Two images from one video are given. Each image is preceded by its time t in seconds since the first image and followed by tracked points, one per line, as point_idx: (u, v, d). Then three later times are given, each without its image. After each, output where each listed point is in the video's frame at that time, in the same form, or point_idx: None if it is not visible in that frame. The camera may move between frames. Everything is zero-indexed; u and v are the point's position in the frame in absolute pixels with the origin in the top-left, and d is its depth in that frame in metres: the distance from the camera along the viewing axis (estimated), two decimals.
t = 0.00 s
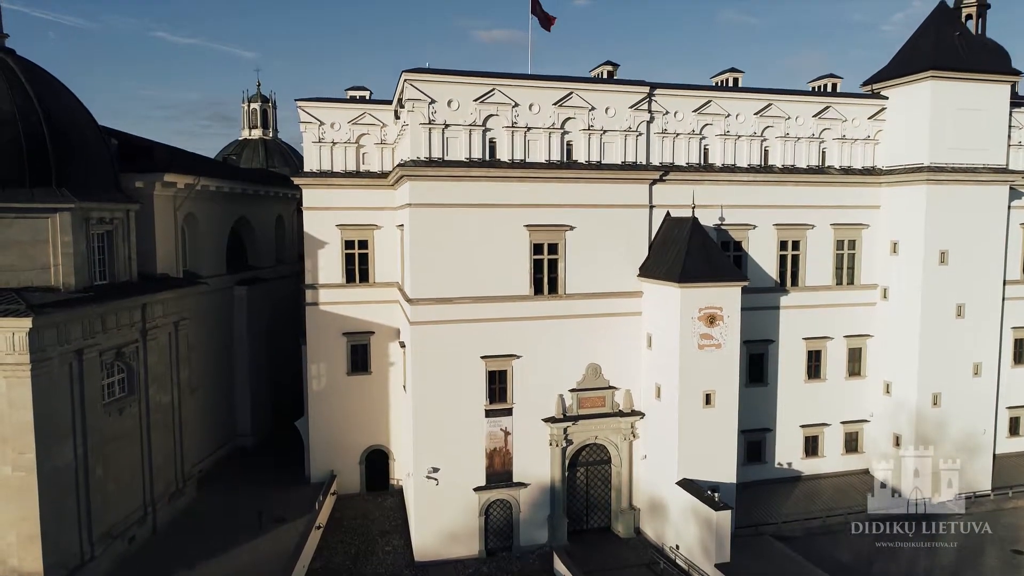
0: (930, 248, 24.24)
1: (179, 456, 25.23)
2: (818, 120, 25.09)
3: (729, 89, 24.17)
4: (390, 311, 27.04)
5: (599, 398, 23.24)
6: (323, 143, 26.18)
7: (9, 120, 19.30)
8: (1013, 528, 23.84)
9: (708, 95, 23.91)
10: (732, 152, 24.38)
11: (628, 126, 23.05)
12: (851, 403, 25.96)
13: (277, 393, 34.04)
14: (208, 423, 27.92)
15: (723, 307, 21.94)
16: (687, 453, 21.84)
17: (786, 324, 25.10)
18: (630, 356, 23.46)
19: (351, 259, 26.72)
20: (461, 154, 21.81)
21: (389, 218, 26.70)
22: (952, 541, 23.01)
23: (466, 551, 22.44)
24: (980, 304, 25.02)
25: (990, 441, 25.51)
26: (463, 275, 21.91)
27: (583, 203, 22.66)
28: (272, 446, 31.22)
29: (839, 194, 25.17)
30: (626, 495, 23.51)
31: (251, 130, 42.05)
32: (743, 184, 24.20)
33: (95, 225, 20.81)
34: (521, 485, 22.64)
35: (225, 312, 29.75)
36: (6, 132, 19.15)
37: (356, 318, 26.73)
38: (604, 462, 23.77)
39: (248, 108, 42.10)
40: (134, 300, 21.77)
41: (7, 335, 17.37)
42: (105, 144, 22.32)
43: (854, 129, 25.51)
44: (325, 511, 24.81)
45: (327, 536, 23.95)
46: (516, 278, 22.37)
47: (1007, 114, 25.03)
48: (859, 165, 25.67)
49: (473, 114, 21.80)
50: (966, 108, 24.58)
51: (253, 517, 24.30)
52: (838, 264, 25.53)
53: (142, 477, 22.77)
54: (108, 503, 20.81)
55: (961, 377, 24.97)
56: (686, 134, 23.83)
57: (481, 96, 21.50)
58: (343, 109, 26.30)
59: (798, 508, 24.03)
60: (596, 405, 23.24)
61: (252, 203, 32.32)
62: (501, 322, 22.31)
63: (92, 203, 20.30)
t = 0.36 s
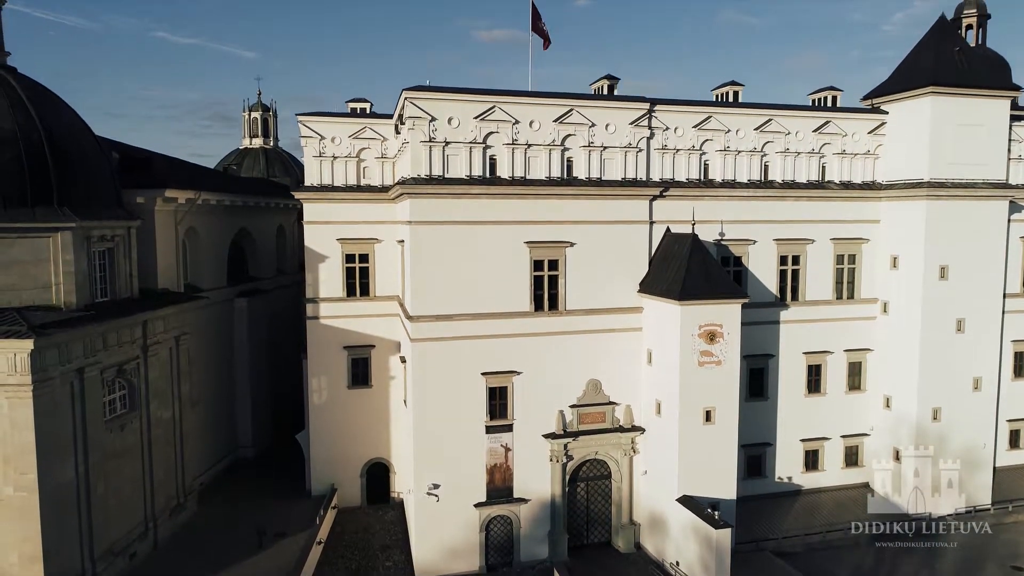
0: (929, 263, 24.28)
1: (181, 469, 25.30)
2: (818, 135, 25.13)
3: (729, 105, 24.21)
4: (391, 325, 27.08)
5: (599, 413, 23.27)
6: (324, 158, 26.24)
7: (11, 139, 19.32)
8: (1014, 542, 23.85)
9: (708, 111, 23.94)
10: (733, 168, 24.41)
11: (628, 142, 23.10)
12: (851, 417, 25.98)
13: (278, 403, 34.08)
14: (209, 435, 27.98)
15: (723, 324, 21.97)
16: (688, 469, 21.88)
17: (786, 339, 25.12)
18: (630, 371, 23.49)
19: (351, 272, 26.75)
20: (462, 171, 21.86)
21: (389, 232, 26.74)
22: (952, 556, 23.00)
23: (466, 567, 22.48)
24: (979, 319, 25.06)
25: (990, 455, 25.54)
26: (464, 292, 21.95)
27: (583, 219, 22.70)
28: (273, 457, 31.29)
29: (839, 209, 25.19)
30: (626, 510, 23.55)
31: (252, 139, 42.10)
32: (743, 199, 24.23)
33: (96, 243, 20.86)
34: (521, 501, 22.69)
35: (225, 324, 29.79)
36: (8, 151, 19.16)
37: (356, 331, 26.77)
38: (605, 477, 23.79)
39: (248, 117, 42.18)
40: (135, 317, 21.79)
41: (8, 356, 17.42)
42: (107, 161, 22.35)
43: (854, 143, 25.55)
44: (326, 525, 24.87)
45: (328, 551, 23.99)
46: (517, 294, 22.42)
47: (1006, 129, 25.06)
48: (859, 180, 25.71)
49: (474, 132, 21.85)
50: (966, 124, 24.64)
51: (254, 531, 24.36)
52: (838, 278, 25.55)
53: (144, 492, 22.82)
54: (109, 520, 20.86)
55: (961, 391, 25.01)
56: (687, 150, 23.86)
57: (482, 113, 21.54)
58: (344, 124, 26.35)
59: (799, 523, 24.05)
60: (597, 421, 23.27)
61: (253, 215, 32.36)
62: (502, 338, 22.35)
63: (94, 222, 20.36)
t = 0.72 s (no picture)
0: (929, 278, 24.33)
1: (182, 483, 25.36)
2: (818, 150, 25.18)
3: (729, 121, 24.26)
4: (391, 338, 27.13)
5: (599, 429, 23.32)
6: (324, 172, 26.30)
7: (12, 159, 19.35)
8: (1015, 557, 23.84)
9: (708, 127, 23.99)
10: (732, 183, 24.47)
11: (628, 158, 23.16)
12: (852, 430, 26.02)
13: (278, 414, 34.13)
14: (210, 448, 28.05)
15: (723, 340, 22.03)
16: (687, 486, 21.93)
17: (785, 353, 25.16)
18: (630, 387, 23.53)
19: (352, 286, 26.79)
20: (462, 188, 21.92)
21: (390, 246, 26.78)
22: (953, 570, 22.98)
23: None
24: (979, 334, 25.12)
25: (990, 469, 25.57)
26: (464, 309, 22.01)
27: (582, 235, 22.75)
28: (274, 468, 31.37)
29: (839, 223, 25.22)
30: (626, 525, 23.58)
31: (253, 147, 42.15)
32: (743, 215, 24.27)
33: (98, 260, 20.95)
34: (521, 517, 22.73)
35: (226, 337, 29.85)
36: (9, 170, 19.21)
37: (357, 344, 26.82)
38: (605, 491, 23.80)
39: (249, 126, 42.23)
40: (137, 333, 21.85)
41: (10, 377, 17.47)
42: (106, 177, 22.39)
43: (853, 158, 25.60)
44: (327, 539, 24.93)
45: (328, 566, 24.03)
46: (517, 311, 22.47)
47: (1006, 144, 25.09)
48: (859, 194, 25.76)
49: (474, 149, 21.91)
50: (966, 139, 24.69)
51: (255, 545, 24.41)
52: (838, 292, 25.59)
53: (145, 508, 22.88)
54: (111, 537, 20.92)
55: (960, 406, 25.07)
56: (687, 165, 23.91)
57: (482, 131, 21.61)
58: (344, 138, 26.41)
59: (799, 537, 24.07)
60: (597, 437, 23.32)
61: (254, 227, 32.41)
62: (502, 354, 22.40)
63: (94, 240, 20.43)
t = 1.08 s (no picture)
0: (929, 293, 24.38)
1: (183, 497, 25.43)
2: (818, 165, 25.25)
3: (728, 137, 24.33)
4: (391, 351, 27.19)
5: (600, 444, 23.36)
6: (325, 186, 26.39)
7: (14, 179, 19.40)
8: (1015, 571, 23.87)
9: (708, 142, 24.06)
10: (733, 198, 24.54)
11: (628, 175, 23.23)
12: (852, 444, 26.08)
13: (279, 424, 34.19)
14: (211, 461, 28.11)
15: (723, 357, 22.08)
16: (687, 502, 21.98)
17: (785, 367, 25.20)
18: (631, 402, 23.58)
19: (352, 300, 26.85)
20: (463, 206, 21.99)
21: (390, 260, 26.84)
22: None
23: None
24: (978, 349, 25.17)
25: (990, 482, 25.68)
26: (465, 326, 22.07)
27: (583, 252, 22.80)
28: (275, 479, 31.45)
29: (839, 238, 25.27)
30: (626, 541, 23.56)
31: (254, 156, 42.23)
32: (743, 230, 24.32)
33: (100, 278, 21.02)
34: (521, 532, 22.78)
35: (227, 349, 29.92)
36: (12, 191, 19.24)
37: (357, 358, 26.87)
38: (605, 506, 23.76)
39: (250, 135, 42.31)
40: (138, 350, 21.91)
41: (12, 397, 17.54)
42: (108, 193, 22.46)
43: (853, 172, 25.67)
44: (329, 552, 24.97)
45: None
46: (517, 327, 22.53)
47: (1007, 159, 25.13)
48: (859, 209, 25.83)
49: (474, 166, 21.99)
50: (966, 155, 24.73)
51: (256, 559, 24.47)
52: (837, 306, 25.63)
53: (147, 524, 22.96)
54: (113, 554, 20.97)
55: (960, 421, 25.12)
56: (687, 181, 23.98)
57: (483, 148, 21.68)
58: (345, 152, 26.49)
59: (799, 551, 24.09)
60: (597, 452, 23.36)
61: (255, 238, 32.48)
62: (503, 371, 22.45)
63: (96, 258, 20.49)
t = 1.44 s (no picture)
0: (929, 309, 24.41)
1: (185, 511, 25.51)
2: (818, 180, 25.33)
3: (728, 153, 24.40)
4: (393, 365, 27.26)
5: (600, 460, 23.41)
6: (326, 201, 26.48)
7: (17, 199, 19.45)
8: None
9: (708, 158, 24.13)
10: (733, 214, 24.61)
11: (629, 191, 23.31)
12: (852, 458, 26.11)
13: (280, 435, 34.26)
14: (213, 474, 28.19)
15: (724, 375, 22.12)
16: (688, 518, 22.03)
17: (786, 382, 25.24)
18: (631, 418, 23.64)
19: (354, 313, 26.90)
20: (464, 223, 22.06)
21: (391, 274, 26.90)
22: None
23: None
24: (977, 363, 25.23)
25: (990, 497, 25.80)
26: (466, 343, 22.14)
27: (583, 268, 22.87)
28: (276, 490, 31.52)
29: (841, 253, 25.31)
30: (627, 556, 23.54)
31: (255, 165, 42.29)
32: (744, 246, 24.38)
33: (102, 295, 21.10)
34: (522, 548, 22.83)
35: (229, 361, 30.00)
36: (15, 211, 19.30)
37: (358, 371, 26.92)
38: (605, 521, 23.69)
39: (251, 144, 42.36)
40: (140, 367, 21.97)
41: (14, 418, 17.61)
42: (110, 211, 22.52)
43: (853, 187, 25.74)
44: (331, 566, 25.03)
45: None
46: (518, 344, 22.59)
47: (1006, 175, 25.18)
48: (859, 224, 25.90)
49: (475, 184, 22.06)
50: (966, 171, 24.78)
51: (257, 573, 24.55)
52: (837, 321, 25.68)
53: (148, 539, 23.03)
54: (115, 571, 21.04)
55: (960, 435, 25.16)
56: (687, 198, 24.06)
57: (483, 166, 21.76)
58: (347, 167, 26.57)
59: (800, 564, 24.11)
60: (597, 468, 23.41)
61: (257, 250, 32.56)
62: (503, 387, 22.50)
63: (98, 276, 20.55)
